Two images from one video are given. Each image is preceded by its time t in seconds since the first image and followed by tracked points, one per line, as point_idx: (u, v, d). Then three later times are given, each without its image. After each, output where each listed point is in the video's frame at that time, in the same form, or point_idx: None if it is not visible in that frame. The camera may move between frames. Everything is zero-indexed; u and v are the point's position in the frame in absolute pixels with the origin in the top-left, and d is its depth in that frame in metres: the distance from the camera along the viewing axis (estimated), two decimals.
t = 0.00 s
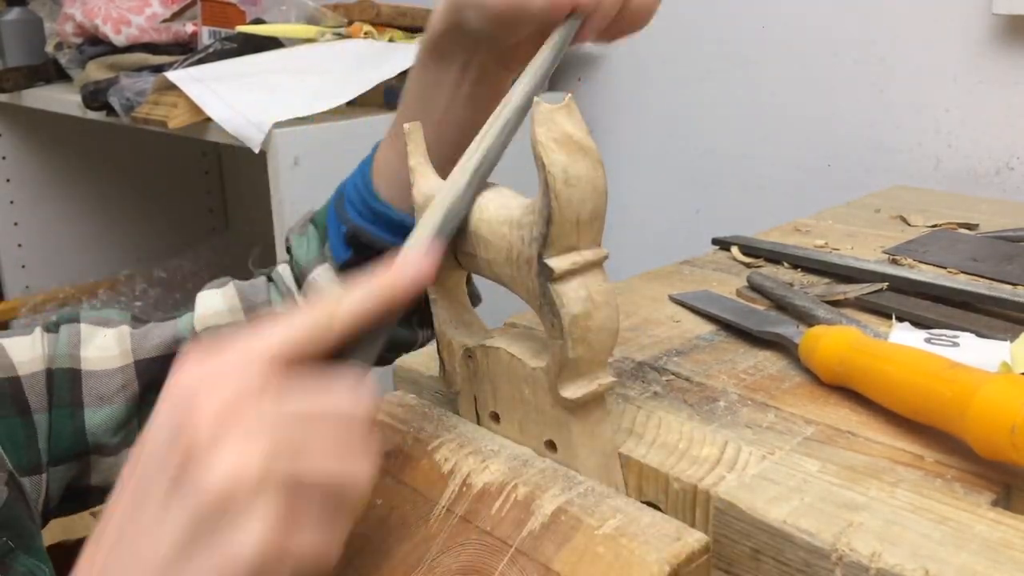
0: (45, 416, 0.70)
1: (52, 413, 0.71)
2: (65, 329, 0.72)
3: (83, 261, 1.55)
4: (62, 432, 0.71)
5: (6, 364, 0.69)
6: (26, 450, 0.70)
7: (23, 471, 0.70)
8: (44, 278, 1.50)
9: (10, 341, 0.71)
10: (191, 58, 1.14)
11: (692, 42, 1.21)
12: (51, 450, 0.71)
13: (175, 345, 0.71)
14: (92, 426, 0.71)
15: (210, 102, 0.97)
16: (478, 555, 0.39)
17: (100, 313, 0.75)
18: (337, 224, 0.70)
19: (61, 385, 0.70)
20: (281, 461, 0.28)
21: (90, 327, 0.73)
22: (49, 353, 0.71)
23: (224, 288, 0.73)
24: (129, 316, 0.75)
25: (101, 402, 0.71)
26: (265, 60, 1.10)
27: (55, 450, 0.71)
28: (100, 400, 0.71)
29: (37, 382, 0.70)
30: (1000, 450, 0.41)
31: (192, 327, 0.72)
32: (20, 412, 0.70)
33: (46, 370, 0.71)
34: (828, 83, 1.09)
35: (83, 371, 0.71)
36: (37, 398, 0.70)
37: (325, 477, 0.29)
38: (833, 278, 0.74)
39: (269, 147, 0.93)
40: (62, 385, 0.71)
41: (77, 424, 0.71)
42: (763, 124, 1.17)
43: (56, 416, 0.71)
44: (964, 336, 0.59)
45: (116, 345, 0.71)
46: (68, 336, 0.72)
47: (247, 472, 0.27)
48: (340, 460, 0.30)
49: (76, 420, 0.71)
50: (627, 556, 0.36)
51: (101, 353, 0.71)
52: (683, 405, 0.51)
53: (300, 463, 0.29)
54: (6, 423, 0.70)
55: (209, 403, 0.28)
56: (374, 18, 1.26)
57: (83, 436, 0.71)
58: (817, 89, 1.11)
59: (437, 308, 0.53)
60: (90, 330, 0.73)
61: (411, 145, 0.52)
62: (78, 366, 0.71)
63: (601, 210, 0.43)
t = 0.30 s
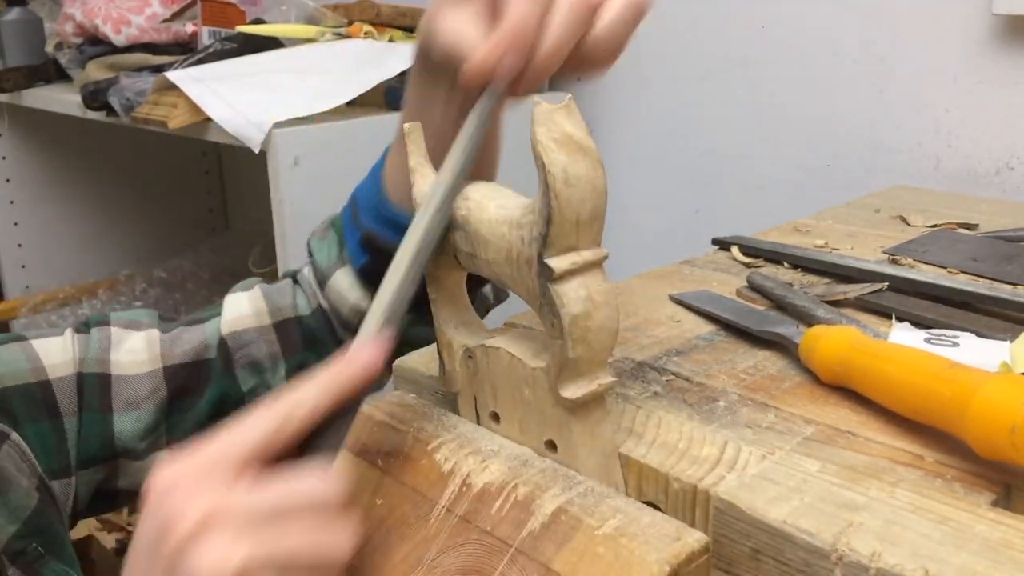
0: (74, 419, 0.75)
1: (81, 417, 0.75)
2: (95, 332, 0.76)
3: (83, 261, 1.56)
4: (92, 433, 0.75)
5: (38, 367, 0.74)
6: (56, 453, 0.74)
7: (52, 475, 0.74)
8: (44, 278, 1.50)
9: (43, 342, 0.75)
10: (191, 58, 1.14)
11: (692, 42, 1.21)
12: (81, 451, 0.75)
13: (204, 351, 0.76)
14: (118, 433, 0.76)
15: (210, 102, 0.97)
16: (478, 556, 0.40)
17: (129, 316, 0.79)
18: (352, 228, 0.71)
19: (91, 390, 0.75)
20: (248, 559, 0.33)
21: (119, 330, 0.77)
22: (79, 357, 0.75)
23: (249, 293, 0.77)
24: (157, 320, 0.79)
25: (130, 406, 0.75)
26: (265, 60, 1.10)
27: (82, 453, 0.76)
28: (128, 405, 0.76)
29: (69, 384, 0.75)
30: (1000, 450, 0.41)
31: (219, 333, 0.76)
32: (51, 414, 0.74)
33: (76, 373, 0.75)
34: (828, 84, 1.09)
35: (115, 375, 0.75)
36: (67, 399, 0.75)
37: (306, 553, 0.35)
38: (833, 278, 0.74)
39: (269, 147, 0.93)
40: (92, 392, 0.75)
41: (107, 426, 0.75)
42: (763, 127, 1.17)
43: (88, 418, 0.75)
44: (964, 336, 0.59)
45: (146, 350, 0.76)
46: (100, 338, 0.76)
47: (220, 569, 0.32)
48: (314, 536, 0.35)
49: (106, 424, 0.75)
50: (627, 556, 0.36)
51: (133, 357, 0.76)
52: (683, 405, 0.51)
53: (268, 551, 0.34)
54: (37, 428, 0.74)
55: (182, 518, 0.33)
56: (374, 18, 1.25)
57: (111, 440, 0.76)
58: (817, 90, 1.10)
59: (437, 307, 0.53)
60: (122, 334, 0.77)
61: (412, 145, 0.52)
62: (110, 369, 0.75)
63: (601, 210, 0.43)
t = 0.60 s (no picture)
0: (81, 414, 0.79)
1: (87, 412, 0.79)
2: (105, 330, 0.81)
3: (82, 261, 1.55)
4: (96, 428, 0.79)
5: (49, 364, 0.78)
6: (63, 449, 0.78)
7: (59, 470, 0.78)
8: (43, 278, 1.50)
9: (52, 342, 0.80)
10: (191, 58, 1.14)
11: (692, 43, 1.21)
12: (86, 448, 0.78)
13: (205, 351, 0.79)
14: (123, 428, 0.79)
15: (210, 102, 0.97)
16: (477, 556, 0.40)
17: (140, 316, 0.83)
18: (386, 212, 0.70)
19: (96, 385, 0.79)
20: (308, 345, 0.35)
21: (129, 328, 0.82)
22: (88, 356, 0.80)
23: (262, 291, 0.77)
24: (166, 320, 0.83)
25: (131, 402, 0.78)
26: (266, 60, 1.10)
27: (88, 449, 0.79)
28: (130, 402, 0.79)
29: (77, 380, 0.79)
30: (1000, 450, 0.41)
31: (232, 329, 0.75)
32: (59, 410, 0.78)
33: (83, 369, 0.79)
34: (828, 84, 1.09)
35: (118, 371, 0.79)
36: (75, 396, 0.79)
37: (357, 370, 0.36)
38: (832, 278, 0.74)
39: (269, 147, 0.93)
40: (97, 387, 0.79)
41: (109, 422, 0.79)
42: (762, 128, 1.17)
43: (92, 415, 0.79)
44: (963, 336, 0.59)
45: (150, 348, 0.80)
46: (108, 337, 0.81)
47: (278, 350, 0.35)
48: (371, 358, 0.37)
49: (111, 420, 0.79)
50: (627, 556, 0.36)
51: (138, 354, 0.80)
52: (683, 405, 0.51)
53: (323, 350, 0.35)
54: (44, 422, 0.77)
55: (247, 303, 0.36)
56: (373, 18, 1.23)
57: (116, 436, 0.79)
58: (816, 90, 1.11)
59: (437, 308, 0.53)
60: (126, 333, 0.81)
61: (412, 145, 0.52)
62: (113, 366, 0.79)
63: (601, 210, 0.43)
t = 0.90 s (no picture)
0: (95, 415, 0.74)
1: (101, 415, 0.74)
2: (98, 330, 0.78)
3: (83, 262, 1.55)
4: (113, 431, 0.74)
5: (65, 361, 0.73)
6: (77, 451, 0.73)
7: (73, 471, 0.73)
8: (44, 278, 1.50)
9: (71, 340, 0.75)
10: (191, 58, 1.14)
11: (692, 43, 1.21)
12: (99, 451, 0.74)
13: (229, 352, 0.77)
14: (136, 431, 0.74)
15: (210, 102, 0.97)
16: (477, 555, 0.40)
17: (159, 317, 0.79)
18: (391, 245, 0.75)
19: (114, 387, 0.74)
20: (258, 331, 0.31)
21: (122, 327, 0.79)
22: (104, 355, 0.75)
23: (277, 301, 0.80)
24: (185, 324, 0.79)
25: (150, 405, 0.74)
26: (265, 60, 1.09)
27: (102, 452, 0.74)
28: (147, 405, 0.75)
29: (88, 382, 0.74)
30: (1001, 450, 0.41)
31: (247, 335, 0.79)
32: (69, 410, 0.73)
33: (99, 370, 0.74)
34: (827, 84, 1.09)
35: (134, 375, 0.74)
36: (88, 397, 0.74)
37: (302, 365, 0.32)
38: (832, 277, 0.74)
39: (269, 148, 0.93)
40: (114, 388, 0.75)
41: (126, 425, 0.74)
42: (762, 127, 1.17)
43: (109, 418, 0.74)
44: (963, 336, 0.59)
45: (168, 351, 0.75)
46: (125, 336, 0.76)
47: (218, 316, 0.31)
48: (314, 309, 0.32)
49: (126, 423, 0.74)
50: (627, 556, 0.36)
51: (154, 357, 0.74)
52: (684, 405, 0.51)
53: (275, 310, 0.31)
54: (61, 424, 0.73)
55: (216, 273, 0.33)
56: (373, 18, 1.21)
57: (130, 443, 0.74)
58: (816, 90, 1.11)
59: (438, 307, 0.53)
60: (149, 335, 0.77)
61: (412, 144, 0.52)
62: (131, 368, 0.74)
63: (600, 210, 0.43)
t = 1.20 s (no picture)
0: (148, 408, 0.74)
1: (153, 406, 0.75)
2: (160, 318, 0.75)
3: (81, 263, 1.57)
4: (167, 419, 0.75)
5: (111, 359, 0.72)
6: (130, 445, 0.74)
7: (126, 466, 0.75)
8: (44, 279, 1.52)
9: (109, 332, 0.73)
10: (191, 58, 1.14)
11: (693, 42, 1.21)
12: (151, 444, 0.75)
13: (265, 329, 0.77)
14: (194, 415, 0.76)
15: (210, 102, 0.97)
16: (476, 556, 0.40)
17: (186, 299, 0.77)
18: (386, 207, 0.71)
19: (163, 377, 0.74)
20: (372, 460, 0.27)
21: (181, 314, 0.76)
22: (148, 344, 0.74)
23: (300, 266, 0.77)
24: (215, 301, 0.78)
25: (202, 388, 0.75)
26: (265, 61, 1.09)
27: (158, 442, 0.76)
28: (199, 388, 0.76)
29: (141, 375, 0.73)
30: (1001, 451, 0.41)
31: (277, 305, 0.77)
32: (126, 406, 0.73)
33: (147, 362, 0.74)
34: (828, 84, 1.09)
35: (181, 359, 0.75)
36: (140, 390, 0.74)
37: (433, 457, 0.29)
38: (832, 277, 0.74)
39: (269, 148, 0.93)
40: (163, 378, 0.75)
41: (181, 412, 0.75)
42: (763, 126, 1.17)
43: (161, 408, 0.75)
44: (963, 336, 0.59)
45: (210, 333, 0.75)
46: (163, 325, 0.75)
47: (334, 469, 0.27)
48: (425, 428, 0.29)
49: (183, 410, 0.75)
50: (627, 556, 0.36)
51: (198, 340, 0.75)
52: (684, 405, 0.51)
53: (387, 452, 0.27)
54: (113, 420, 0.73)
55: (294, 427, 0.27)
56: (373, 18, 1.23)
57: (189, 425, 0.76)
58: (817, 90, 1.10)
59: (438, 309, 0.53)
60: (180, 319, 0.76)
61: (413, 145, 0.52)
62: (178, 356, 0.74)
63: (600, 210, 0.43)
